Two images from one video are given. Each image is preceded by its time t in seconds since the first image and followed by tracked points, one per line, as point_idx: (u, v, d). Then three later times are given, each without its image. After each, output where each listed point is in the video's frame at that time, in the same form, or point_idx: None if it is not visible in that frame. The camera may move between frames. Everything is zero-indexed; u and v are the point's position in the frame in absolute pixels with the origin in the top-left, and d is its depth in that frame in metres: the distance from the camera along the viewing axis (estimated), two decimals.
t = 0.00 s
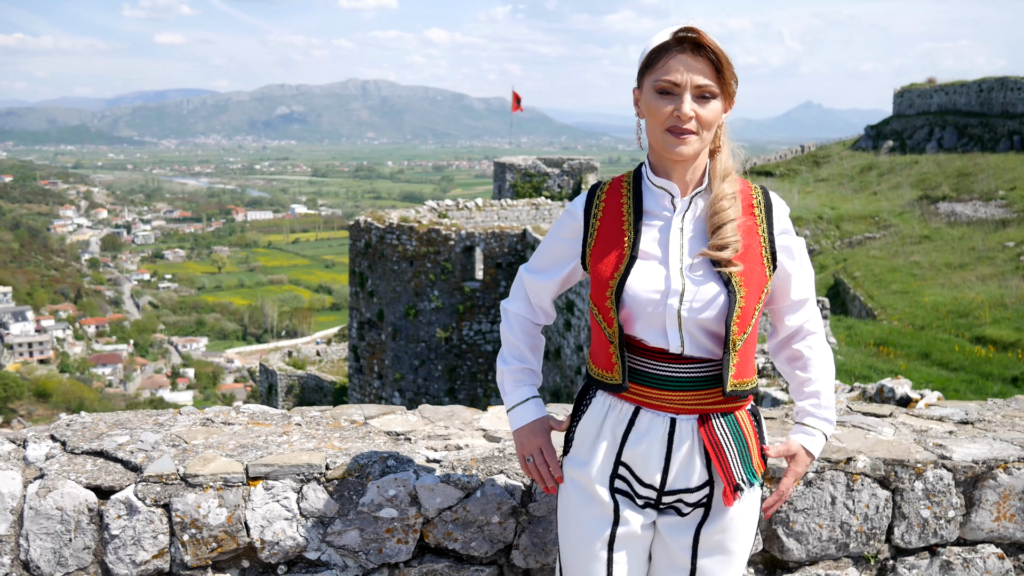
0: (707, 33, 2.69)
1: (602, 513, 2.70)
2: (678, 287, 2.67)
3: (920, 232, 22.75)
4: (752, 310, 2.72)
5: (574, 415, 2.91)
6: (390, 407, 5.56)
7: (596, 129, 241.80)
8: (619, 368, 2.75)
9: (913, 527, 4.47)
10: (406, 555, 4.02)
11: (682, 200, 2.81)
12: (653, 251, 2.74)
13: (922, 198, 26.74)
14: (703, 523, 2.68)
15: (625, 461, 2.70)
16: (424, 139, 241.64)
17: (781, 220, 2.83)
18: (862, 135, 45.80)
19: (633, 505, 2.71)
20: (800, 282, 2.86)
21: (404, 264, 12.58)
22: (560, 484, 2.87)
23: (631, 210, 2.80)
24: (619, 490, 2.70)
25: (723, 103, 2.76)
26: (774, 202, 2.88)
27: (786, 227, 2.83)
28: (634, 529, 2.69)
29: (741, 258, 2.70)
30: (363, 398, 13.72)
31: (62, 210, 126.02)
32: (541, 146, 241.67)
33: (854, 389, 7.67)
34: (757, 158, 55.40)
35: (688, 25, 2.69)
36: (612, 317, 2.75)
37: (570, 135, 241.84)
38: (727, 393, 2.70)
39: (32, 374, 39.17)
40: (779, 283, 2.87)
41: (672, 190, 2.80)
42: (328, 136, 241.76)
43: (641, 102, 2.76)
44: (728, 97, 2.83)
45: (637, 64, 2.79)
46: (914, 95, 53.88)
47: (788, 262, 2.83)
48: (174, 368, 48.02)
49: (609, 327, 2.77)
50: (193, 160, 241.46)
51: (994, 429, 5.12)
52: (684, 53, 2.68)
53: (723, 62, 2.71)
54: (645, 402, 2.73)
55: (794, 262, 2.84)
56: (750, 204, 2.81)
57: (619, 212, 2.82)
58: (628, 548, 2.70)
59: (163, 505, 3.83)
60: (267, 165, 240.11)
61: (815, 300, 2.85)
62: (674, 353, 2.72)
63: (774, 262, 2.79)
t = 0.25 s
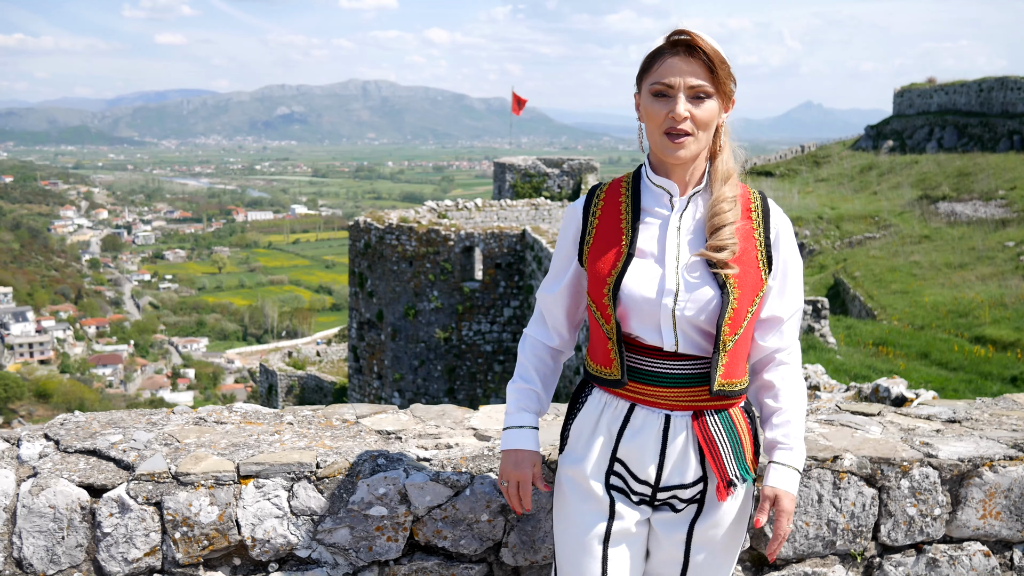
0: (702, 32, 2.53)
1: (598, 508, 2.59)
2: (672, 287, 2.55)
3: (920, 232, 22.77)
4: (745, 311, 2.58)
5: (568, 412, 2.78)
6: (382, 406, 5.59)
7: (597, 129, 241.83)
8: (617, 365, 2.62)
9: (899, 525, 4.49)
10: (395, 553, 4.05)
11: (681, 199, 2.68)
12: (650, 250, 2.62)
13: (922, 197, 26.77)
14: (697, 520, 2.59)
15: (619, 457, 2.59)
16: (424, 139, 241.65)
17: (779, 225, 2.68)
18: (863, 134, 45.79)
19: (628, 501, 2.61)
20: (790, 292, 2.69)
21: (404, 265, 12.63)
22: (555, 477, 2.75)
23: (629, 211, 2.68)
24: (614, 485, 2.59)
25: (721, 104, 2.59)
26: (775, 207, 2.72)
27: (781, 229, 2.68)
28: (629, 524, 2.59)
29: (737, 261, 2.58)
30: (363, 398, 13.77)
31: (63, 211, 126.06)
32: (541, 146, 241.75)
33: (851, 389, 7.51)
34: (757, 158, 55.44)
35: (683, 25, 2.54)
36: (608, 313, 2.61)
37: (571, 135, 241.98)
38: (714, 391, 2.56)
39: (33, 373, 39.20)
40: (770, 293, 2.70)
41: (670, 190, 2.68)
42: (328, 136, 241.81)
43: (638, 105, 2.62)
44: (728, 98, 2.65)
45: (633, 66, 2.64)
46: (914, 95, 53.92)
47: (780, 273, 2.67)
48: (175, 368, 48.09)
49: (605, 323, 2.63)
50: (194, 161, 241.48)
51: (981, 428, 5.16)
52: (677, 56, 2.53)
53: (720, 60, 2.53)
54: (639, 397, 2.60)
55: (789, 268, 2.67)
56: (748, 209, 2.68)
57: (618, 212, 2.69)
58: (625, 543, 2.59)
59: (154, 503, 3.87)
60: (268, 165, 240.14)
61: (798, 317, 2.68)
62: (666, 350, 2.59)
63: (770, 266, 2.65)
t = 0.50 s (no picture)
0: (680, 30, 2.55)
1: (578, 510, 2.52)
2: (659, 279, 2.50)
3: (921, 232, 22.80)
4: (731, 303, 2.54)
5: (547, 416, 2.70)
6: (372, 405, 5.63)
7: (599, 129, 241.96)
8: (607, 360, 2.51)
9: (883, 522, 4.44)
10: (384, 550, 4.09)
11: (664, 194, 2.64)
12: (635, 245, 2.57)
13: (923, 198, 26.78)
14: (676, 517, 2.51)
15: (601, 455, 2.53)
16: (426, 140, 241.70)
17: (759, 222, 2.65)
18: (864, 135, 45.84)
19: (608, 500, 2.55)
20: (762, 291, 2.65)
21: (403, 265, 12.67)
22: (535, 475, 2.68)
23: (612, 206, 2.63)
24: (594, 484, 2.53)
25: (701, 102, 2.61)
26: (755, 205, 2.69)
27: (760, 226, 2.65)
28: (610, 525, 2.52)
29: (721, 255, 2.54)
30: (363, 398, 13.80)
31: (65, 211, 126.23)
32: (542, 147, 241.83)
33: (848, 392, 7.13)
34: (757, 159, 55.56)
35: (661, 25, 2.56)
36: (594, 308, 2.52)
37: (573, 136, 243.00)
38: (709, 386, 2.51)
39: (34, 374, 39.23)
40: (752, 285, 2.66)
41: (654, 186, 2.63)
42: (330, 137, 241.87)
43: (620, 105, 2.62)
44: (706, 99, 2.69)
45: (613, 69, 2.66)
46: (915, 95, 53.97)
47: (758, 269, 2.64)
48: (177, 369, 48.15)
49: (591, 319, 2.53)
50: (196, 161, 241.56)
51: (965, 427, 5.19)
52: (659, 54, 2.54)
53: (699, 60, 2.56)
54: (620, 396, 2.52)
55: (765, 265, 2.65)
56: (729, 204, 2.65)
57: (600, 207, 2.64)
58: (606, 547, 2.53)
59: (145, 500, 3.91)
60: (269, 166, 240.16)
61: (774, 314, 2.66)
62: (649, 348, 2.53)
63: (751, 260, 2.62)
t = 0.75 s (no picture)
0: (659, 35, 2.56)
1: (551, 512, 2.57)
2: (628, 278, 2.56)
3: (922, 232, 22.85)
4: (701, 299, 2.58)
5: (522, 419, 2.76)
6: (363, 405, 5.68)
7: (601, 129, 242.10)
8: (577, 359, 2.56)
9: (868, 521, 4.32)
10: (372, 548, 4.12)
11: (635, 196, 2.69)
12: (606, 245, 2.62)
13: (924, 198, 26.79)
14: (650, 515, 2.56)
15: (574, 457, 2.57)
16: (427, 141, 241.68)
17: (726, 221, 2.71)
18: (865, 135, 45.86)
19: (585, 501, 2.58)
20: (730, 289, 2.71)
21: (403, 266, 12.72)
22: (512, 476, 2.73)
23: (584, 208, 2.69)
24: (570, 485, 2.57)
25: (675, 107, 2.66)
26: (723, 205, 2.75)
27: (728, 228, 2.71)
28: (584, 524, 2.56)
29: (692, 253, 2.59)
30: (363, 398, 13.89)
31: (66, 211, 126.20)
32: (543, 147, 241.79)
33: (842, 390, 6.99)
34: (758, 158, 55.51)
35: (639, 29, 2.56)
36: (567, 306, 2.57)
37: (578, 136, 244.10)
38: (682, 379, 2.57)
39: (35, 374, 39.21)
40: (721, 282, 2.71)
41: (625, 189, 2.69)
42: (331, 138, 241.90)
43: (595, 108, 2.65)
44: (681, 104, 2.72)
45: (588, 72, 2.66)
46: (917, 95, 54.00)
47: (725, 266, 2.70)
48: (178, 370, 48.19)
49: (563, 318, 2.59)
50: (197, 162, 241.53)
51: (950, 427, 5.19)
52: (637, 61, 2.56)
53: (676, 68, 2.58)
54: (592, 397, 2.58)
55: (731, 263, 2.71)
56: (698, 205, 2.70)
57: (573, 211, 2.69)
58: (583, 548, 2.57)
59: (136, 498, 3.96)
60: (270, 167, 240.06)
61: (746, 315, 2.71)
62: (620, 347, 2.59)
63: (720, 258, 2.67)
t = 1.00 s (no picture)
0: (625, 41, 2.56)
1: (528, 514, 2.57)
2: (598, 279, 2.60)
3: (925, 232, 22.89)
4: (670, 301, 2.62)
5: (497, 420, 2.78)
6: (353, 404, 5.69)
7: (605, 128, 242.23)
8: (546, 359, 2.58)
9: (855, 521, 4.26)
10: (360, 546, 4.13)
11: (604, 198, 2.73)
12: (576, 245, 2.66)
13: (926, 199, 26.78)
14: (625, 514, 2.56)
15: (550, 459, 2.58)
16: (429, 140, 241.66)
17: (697, 224, 2.75)
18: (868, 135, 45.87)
19: (562, 504, 2.59)
20: (702, 291, 2.74)
21: (404, 265, 12.73)
22: (489, 479, 2.74)
23: (553, 210, 2.72)
24: (547, 487, 2.57)
25: (642, 112, 2.67)
26: (693, 207, 2.79)
27: (699, 232, 2.75)
28: (560, 526, 2.57)
29: (661, 255, 2.63)
30: (363, 398, 13.94)
31: (70, 211, 126.35)
32: (546, 147, 241.74)
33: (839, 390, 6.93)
34: (761, 158, 55.47)
35: (604, 34, 2.56)
36: (537, 306, 2.59)
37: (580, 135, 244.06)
38: (651, 382, 2.58)
39: (38, 373, 39.28)
40: (692, 283, 2.75)
41: (594, 191, 2.73)
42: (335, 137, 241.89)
43: (562, 112, 2.68)
44: (650, 106, 2.72)
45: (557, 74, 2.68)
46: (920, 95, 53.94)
47: (696, 268, 2.74)
48: (181, 369, 48.29)
49: (533, 319, 2.61)
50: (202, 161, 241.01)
51: (938, 427, 5.20)
52: (601, 68, 2.56)
53: (641, 74, 2.58)
54: (564, 398, 2.60)
55: (703, 265, 2.74)
56: (667, 209, 2.74)
57: (542, 212, 2.73)
58: (561, 549, 2.58)
59: (124, 497, 3.97)
60: (273, 166, 240.19)
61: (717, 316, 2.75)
62: (592, 348, 2.60)
63: (690, 260, 2.70)
